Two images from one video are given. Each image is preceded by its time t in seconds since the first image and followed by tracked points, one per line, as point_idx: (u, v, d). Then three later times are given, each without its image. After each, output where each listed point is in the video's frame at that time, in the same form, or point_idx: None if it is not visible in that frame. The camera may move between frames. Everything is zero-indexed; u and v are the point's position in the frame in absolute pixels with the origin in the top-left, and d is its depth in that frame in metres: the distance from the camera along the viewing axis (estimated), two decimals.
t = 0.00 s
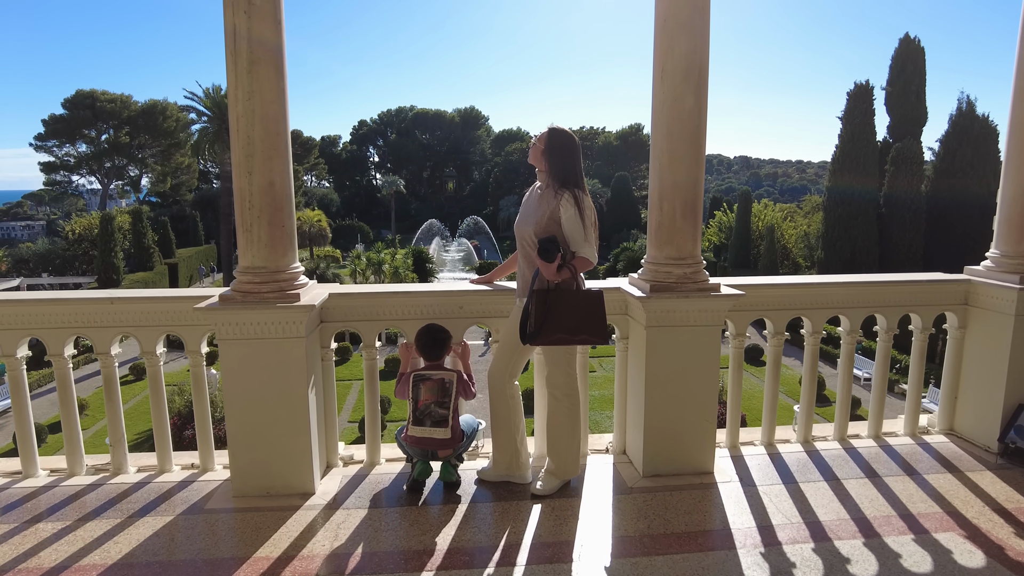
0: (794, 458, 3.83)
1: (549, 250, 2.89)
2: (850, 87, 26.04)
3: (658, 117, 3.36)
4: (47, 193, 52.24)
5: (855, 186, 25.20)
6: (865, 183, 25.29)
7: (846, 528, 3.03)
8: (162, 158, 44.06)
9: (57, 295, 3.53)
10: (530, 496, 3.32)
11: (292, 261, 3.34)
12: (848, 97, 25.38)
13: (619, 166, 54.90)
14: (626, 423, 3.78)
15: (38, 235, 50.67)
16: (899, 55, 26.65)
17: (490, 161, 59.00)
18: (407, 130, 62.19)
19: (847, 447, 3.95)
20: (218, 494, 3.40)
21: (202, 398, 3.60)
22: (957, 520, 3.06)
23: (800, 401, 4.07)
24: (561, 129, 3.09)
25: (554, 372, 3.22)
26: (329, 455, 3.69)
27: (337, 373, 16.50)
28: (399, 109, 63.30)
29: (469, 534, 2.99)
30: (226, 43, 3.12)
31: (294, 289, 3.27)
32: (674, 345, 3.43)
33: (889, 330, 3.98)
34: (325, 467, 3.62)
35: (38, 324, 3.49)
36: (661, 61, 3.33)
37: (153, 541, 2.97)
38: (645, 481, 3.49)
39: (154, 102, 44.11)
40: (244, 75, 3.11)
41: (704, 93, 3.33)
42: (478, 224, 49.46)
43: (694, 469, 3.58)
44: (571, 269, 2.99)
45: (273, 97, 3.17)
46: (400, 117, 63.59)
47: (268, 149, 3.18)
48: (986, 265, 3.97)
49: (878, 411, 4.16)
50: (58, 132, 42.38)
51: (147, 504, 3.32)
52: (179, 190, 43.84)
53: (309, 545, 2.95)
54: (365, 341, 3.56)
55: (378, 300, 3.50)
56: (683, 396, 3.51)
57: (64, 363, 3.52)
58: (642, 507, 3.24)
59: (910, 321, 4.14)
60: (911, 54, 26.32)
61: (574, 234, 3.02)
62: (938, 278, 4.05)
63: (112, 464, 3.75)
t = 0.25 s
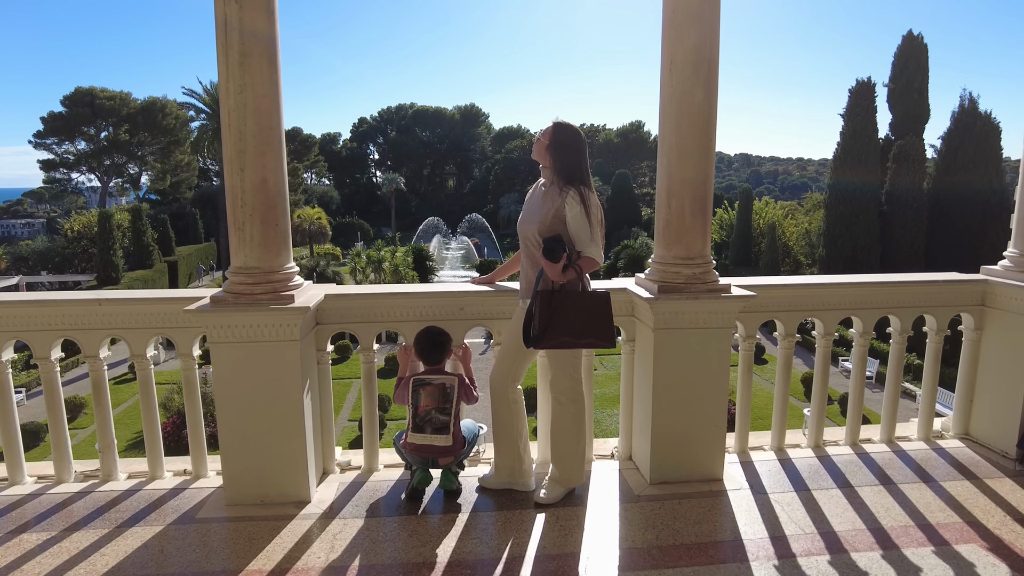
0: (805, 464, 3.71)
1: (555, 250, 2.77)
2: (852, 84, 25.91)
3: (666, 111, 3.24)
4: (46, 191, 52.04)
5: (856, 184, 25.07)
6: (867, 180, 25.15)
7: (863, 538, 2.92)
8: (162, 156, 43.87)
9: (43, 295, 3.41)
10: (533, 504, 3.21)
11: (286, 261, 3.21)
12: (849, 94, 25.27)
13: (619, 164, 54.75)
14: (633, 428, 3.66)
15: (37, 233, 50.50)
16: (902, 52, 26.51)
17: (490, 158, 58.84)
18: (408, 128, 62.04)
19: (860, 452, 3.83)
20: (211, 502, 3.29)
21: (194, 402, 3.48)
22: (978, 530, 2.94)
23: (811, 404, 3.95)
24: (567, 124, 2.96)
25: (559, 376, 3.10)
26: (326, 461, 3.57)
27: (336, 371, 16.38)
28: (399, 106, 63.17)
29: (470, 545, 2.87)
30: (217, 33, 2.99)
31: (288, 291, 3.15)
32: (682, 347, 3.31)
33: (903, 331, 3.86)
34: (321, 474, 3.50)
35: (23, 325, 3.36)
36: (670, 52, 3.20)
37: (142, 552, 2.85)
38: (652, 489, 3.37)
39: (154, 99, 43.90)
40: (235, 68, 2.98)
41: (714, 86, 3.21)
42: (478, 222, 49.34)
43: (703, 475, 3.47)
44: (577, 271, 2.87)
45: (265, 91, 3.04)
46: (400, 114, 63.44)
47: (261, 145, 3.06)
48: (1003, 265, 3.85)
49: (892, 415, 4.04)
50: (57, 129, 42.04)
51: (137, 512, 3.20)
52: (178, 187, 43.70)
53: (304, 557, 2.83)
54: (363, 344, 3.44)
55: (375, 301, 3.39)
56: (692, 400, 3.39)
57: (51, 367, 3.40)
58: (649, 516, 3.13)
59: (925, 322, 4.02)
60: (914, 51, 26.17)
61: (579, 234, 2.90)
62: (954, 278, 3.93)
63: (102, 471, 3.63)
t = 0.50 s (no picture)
0: (814, 469, 3.61)
1: (558, 250, 2.66)
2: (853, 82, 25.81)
3: (672, 105, 3.14)
4: (45, 188, 51.88)
5: (857, 182, 24.98)
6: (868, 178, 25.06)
7: (876, 548, 2.82)
8: (161, 154, 43.72)
9: (30, 296, 3.30)
10: (535, 511, 3.11)
11: (280, 261, 3.11)
12: (850, 92, 25.20)
13: (619, 162, 54.61)
14: (637, 432, 3.57)
15: (37, 230, 50.36)
16: (904, 50, 26.40)
17: (490, 156, 58.72)
18: (408, 126, 61.90)
19: (870, 456, 3.72)
20: (203, 510, 3.19)
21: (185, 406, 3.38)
22: (995, 540, 2.84)
23: (819, 407, 3.85)
24: (569, 119, 2.86)
25: (562, 381, 3.00)
26: (322, 466, 3.47)
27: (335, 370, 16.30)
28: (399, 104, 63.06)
29: (470, 555, 2.77)
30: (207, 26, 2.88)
31: (282, 292, 3.05)
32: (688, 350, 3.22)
33: (914, 333, 3.76)
34: (316, 480, 3.40)
35: (10, 327, 3.26)
36: (676, 45, 3.10)
37: (130, 562, 2.75)
38: (656, 495, 3.28)
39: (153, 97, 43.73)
40: (227, 61, 2.88)
41: (722, 80, 3.11)
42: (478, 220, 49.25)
43: (709, 481, 3.38)
44: (580, 272, 2.76)
45: (258, 85, 2.93)
46: (399, 112, 63.33)
47: (254, 141, 2.95)
48: (1017, 265, 3.75)
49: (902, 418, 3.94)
50: (55, 127, 41.75)
51: (126, 519, 3.10)
52: (178, 185, 43.60)
53: (298, 567, 2.73)
54: (359, 346, 3.34)
55: (372, 301, 3.29)
56: (698, 404, 3.29)
57: (38, 370, 3.29)
58: (654, 523, 3.03)
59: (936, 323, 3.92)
60: (917, 49, 26.05)
61: (584, 233, 2.80)
62: (967, 278, 3.83)
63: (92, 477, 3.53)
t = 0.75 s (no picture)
0: (821, 474, 3.50)
1: (557, 249, 2.55)
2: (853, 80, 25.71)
3: (675, 99, 3.04)
4: (43, 187, 51.74)
5: (857, 180, 24.90)
6: (868, 177, 24.97)
7: (885, 558, 2.72)
8: (159, 152, 43.62)
9: (11, 296, 3.18)
10: (533, 519, 3.01)
11: (269, 261, 2.99)
12: (850, 90, 25.14)
13: (619, 160, 54.48)
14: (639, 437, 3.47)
15: (36, 229, 50.25)
16: (904, 47, 26.26)
17: (489, 154, 58.57)
18: (407, 124, 61.81)
19: (878, 461, 3.62)
20: (190, 517, 3.08)
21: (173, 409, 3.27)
22: (1012, 550, 2.73)
23: (826, 410, 3.74)
24: (569, 111, 2.74)
25: (561, 384, 2.89)
26: (314, 472, 3.37)
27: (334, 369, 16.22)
28: (399, 102, 62.97)
29: (465, 565, 2.67)
30: (193, 17, 2.77)
31: (270, 292, 2.93)
32: (692, 351, 3.11)
33: (924, 333, 3.65)
34: (308, 486, 3.30)
35: None
36: (680, 36, 2.99)
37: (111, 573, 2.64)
38: (658, 502, 3.17)
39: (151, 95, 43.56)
40: (214, 53, 2.76)
41: (727, 72, 3.00)
42: (477, 218, 49.15)
43: (714, 487, 3.27)
44: (580, 270, 2.66)
45: (246, 77, 2.81)
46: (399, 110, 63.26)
47: (242, 136, 2.84)
48: None
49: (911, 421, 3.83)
50: (53, 125, 41.71)
51: (111, 527, 3.00)
52: (176, 184, 43.45)
53: None
54: (352, 347, 3.23)
55: (365, 302, 3.18)
56: (702, 408, 3.19)
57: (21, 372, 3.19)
58: (657, 531, 2.93)
59: (946, 323, 3.80)
60: (918, 46, 25.89)
61: (584, 232, 2.69)
62: (978, 277, 3.72)
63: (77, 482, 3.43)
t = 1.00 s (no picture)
0: (828, 481, 3.39)
1: (555, 250, 2.42)
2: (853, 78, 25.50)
3: (678, 93, 2.91)
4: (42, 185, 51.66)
5: (857, 178, 24.75)
6: (868, 174, 24.83)
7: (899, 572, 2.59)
8: (158, 150, 43.47)
9: None
10: (530, 531, 2.88)
11: (255, 261, 2.86)
12: (850, 87, 24.97)
13: (619, 157, 54.30)
14: (640, 443, 3.35)
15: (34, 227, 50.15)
16: (905, 45, 25.97)
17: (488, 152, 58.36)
18: (406, 122, 61.63)
19: (887, 467, 3.50)
20: (173, 529, 2.96)
21: (156, 417, 3.14)
22: None
23: (833, 414, 3.61)
24: (566, 105, 2.61)
25: (559, 391, 2.77)
26: (303, 480, 3.25)
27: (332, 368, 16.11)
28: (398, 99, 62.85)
29: None
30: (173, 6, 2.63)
31: (255, 294, 2.80)
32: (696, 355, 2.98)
33: (934, 336, 3.54)
34: (297, 496, 3.17)
35: None
36: (684, 27, 2.86)
37: None
38: (660, 513, 3.05)
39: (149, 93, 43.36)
40: (195, 45, 2.62)
41: (732, 65, 2.87)
42: (477, 216, 49.00)
43: (718, 496, 3.15)
44: (580, 273, 2.53)
45: (229, 70, 2.67)
46: (398, 108, 63.15)
47: (225, 132, 2.70)
48: None
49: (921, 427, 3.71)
50: (51, 124, 41.77)
51: (91, 539, 2.87)
52: (174, 182, 43.30)
53: None
54: (342, 351, 3.10)
55: (354, 304, 3.05)
56: (706, 414, 3.06)
57: None
58: (659, 543, 2.80)
59: (958, 326, 3.68)
60: (919, 44, 25.54)
61: (584, 231, 2.57)
62: (991, 278, 3.60)
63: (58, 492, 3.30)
